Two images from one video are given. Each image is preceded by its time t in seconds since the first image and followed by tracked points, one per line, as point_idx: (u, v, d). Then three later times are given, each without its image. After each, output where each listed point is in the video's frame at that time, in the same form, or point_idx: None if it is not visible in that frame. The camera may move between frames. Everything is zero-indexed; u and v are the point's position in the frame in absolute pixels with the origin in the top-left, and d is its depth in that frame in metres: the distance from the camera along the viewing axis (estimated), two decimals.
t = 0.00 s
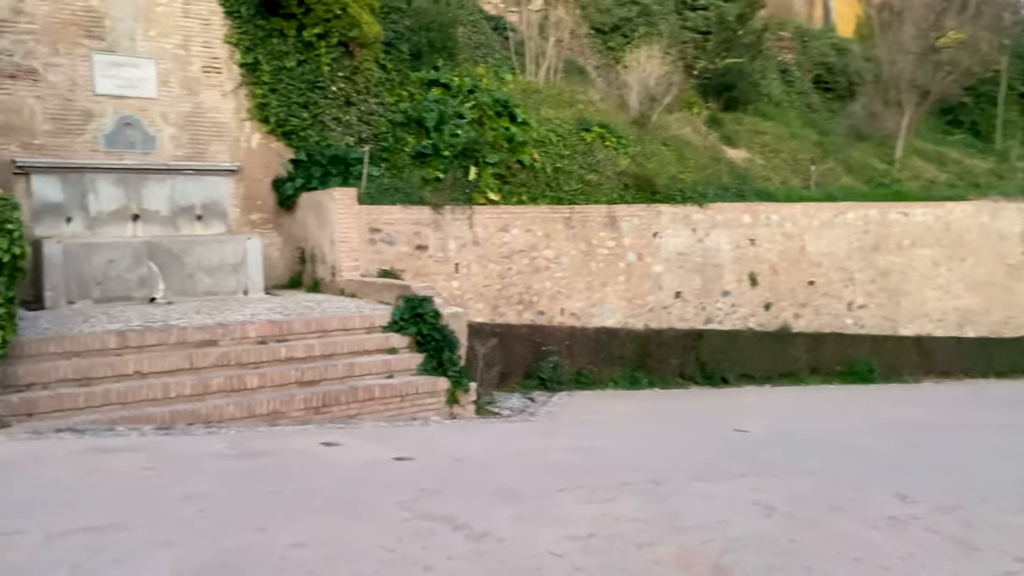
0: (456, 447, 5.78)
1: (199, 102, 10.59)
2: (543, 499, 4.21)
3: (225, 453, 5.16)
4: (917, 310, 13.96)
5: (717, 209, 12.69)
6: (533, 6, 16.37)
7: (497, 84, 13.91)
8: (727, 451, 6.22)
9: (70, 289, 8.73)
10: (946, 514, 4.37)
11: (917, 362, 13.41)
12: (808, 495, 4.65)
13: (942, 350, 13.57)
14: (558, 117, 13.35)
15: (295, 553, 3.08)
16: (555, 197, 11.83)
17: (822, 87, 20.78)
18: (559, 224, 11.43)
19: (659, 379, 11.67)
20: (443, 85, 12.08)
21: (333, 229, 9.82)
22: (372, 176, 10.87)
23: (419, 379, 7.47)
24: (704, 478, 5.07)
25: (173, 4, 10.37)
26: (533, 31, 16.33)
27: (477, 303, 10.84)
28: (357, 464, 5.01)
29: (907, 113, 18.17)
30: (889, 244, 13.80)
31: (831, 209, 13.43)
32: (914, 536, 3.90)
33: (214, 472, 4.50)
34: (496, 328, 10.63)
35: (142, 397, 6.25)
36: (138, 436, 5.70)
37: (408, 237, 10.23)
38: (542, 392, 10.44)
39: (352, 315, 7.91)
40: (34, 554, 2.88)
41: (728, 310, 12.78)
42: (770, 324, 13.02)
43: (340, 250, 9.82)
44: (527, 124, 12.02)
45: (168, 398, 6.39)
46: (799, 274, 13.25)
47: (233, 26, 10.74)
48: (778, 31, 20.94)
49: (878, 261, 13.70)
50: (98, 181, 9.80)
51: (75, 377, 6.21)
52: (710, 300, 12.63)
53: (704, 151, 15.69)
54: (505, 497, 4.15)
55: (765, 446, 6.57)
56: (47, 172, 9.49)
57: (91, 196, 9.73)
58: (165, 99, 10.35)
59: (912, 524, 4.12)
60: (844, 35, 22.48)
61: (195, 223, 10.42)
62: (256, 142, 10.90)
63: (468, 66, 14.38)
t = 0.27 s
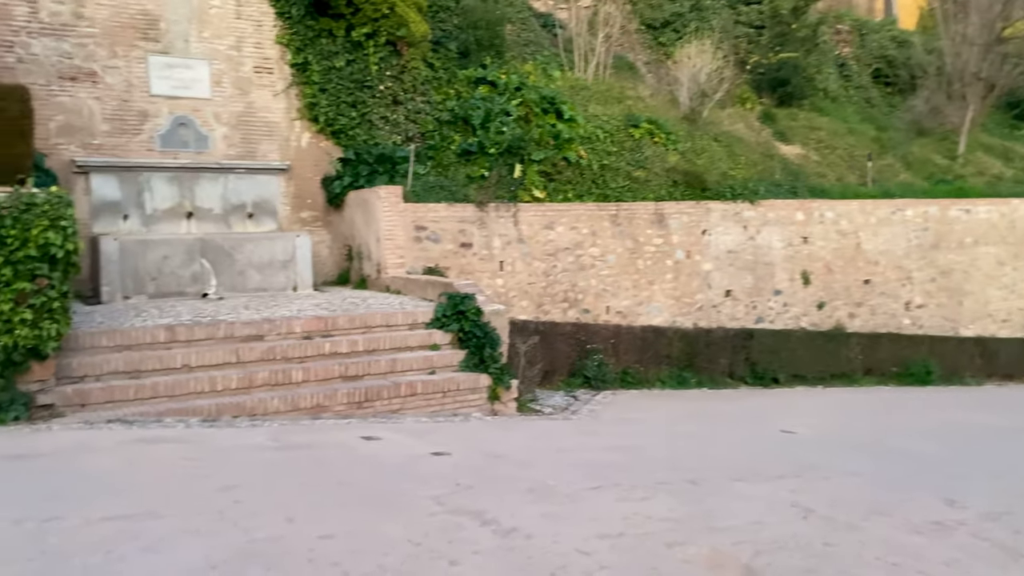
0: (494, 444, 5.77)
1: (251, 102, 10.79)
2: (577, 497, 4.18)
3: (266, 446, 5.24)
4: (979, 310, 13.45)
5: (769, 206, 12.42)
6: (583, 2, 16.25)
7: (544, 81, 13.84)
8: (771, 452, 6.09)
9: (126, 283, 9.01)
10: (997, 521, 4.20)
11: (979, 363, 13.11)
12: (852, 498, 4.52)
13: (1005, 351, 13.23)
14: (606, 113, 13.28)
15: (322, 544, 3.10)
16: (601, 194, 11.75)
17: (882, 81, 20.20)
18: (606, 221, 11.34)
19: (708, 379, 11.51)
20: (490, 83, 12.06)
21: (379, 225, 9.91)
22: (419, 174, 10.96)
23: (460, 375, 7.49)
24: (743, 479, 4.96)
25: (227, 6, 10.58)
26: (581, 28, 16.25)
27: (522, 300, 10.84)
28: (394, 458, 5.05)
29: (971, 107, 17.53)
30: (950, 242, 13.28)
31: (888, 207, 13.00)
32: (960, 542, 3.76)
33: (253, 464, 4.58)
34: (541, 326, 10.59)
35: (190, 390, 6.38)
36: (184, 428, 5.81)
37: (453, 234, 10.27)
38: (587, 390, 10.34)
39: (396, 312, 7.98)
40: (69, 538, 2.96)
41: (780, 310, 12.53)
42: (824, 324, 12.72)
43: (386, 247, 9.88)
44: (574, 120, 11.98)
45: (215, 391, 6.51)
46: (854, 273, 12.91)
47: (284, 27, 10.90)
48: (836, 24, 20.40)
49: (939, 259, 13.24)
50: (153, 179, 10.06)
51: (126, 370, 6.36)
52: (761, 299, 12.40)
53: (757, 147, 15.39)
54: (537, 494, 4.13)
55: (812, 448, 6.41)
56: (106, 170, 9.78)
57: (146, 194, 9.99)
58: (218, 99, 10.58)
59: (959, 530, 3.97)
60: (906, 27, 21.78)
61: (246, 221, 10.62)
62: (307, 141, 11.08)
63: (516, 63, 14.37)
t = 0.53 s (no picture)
0: (530, 443, 5.78)
1: (301, 106, 11.01)
2: (607, 495, 4.17)
3: (306, 441, 5.35)
4: None
5: (822, 207, 12.17)
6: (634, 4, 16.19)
7: (592, 83, 13.78)
8: (813, 456, 5.97)
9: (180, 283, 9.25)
10: None
11: None
12: (893, 503, 4.40)
13: None
14: (654, 114, 13.21)
15: (348, 535, 3.16)
16: (648, 195, 11.66)
17: (944, 79, 19.61)
18: (652, 222, 11.27)
19: (757, 383, 11.32)
20: (536, 85, 12.12)
21: (423, 227, 10.04)
22: (464, 176, 11.02)
23: (500, 375, 7.53)
24: (781, 482, 4.87)
25: (279, 13, 10.85)
26: (630, 30, 16.12)
27: (566, 301, 10.82)
28: (429, 455, 5.10)
29: None
30: (1013, 244, 12.82)
31: (948, 207, 12.66)
32: (1001, 549, 3.65)
33: (290, 458, 4.67)
34: (586, 327, 10.51)
35: (236, 386, 6.55)
36: (228, 422, 5.96)
37: (496, 235, 10.32)
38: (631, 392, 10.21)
39: (438, 311, 8.07)
40: (105, 523, 3.07)
41: (832, 313, 12.26)
42: (878, 328, 12.41)
43: (430, 247, 10.02)
44: (621, 122, 12.02)
45: (261, 387, 6.66)
46: (911, 275, 12.56)
47: (334, 33, 11.11)
48: (895, 22, 19.85)
49: (1002, 262, 12.78)
50: (207, 182, 10.30)
51: (175, 366, 6.56)
52: (813, 302, 12.16)
53: (810, 147, 15.08)
54: (567, 493, 4.13)
55: (858, 453, 6.26)
56: (162, 173, 10.08)
57: (201, 197, 10.24)
58: (270, 104, 10.83)
59: (1002, 537, 3.84)
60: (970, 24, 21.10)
61: (297, 223, 10.78)
62: (355, 144, 11.26)
63: (564, 66, 14.35)
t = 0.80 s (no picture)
0: (565, 445, 5.74)
1: (346, 109, 11.14)
2: (636, 499, 4.11)
3: (341, 439, 5.39)
4: None
5: (873, 207, 11.86)
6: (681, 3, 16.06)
7: (637, 82, 13.66)
8: (856, 463, 5.82)
9: (227, 283, 9.41)
10: None
11: None
12: (935, 513, 4.26)
13: None
14: (700, 113, 13.07)
15: (369, 533, 3.17)
16: (692, 196, 11.50)
17: (1005, 75, 18.98)
18: (696, 223, 11.10)
19: (804, 387, 11.10)
20: (580, 86, 12.11)
21: (464, 229, 10.08)
22: (506, 176, 11.02)
23: (538, 376, 7.52)
24: (820, 488, 4.75)
25: (324, 17, 11.02)
26: (676, 28, 15.95)
27: (607, 303, 10.73)
28: (461, 455, 5.10)
29: None
30: None
31: (1007, 208, 12.26)
32: None
33: (322, 456, 4.71)
34: (626, 330, 10.45)
35: (276, 385, 6.63)
36: (268, 420, 6.05)
37: (537, 236, 10.29)
38: (674, 395, 10.05)
39: (476, 312, 8.10)
40: (134, 517, 3.12)
41: (883, 316, 11.95)
42: (932, 332, 12.07)
43: (470, 248, 10.05)
44: (665, 121, 11.95)
45: (301, 386, 6.75)
46: (967, 278, 12.20)
47: (377, 36, 11.22)
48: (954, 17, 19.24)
49: None
50: (254, 184, 10.50)
51: (218, 364, 6.69)
52: (863, 305, 11.87)
53: (862, 146, 14.73)
54: (595, 496, 4.09)
55: (904, 460, 6.07)
56: (211, 176, 10.31)
57: (248, 199, 10.45)
58: (315, 107, 10.99)
59: None
60: None
61: (341, 224, 10.93)
62: (398, 146, 11.36)
63: (609, 65, 14.26)
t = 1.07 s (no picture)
0: (595, 445, 5.70)
1: (386, 109, 11.23)
2: (663, 500, 4.06)
3: (372, 436, 5.43)
4: None
5: (921, 205, 11.53)
6: None
7: (678, 80, 13.49)
8: (896, 467, 5.67)
9: (267, 281, 9.53)
10: None
11: None
12: (974, 519, 4.13)
13: None
14: (743, 110, 12.87)
15: (390, 529, 3.18)
16: (734, 194, 11.33)
17: None
18: (737, 222, 10.92)
19: (848, 389, 10.87)
20: (620, 83, 11.99)
21: (501, 227, 10.11)
22: (543, 175, 10.99)
23: (572, 376, 7.50)
24: (856, 492, 4.63)
25: (364, 18, 11.11)
26: (719, 25, 15.72)
27: (645, 303, 10.63)
28: (490, 453, 5.09)
29: None
30: None
31: None
32: None
33: (352, 452, 4.75)
34: (665, 329, 10.34)
35: (312, 381, 6.68)
36: (302, 416, 6.11)
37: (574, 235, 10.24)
38: (713, 397, 9.99)
39: (511, 311, 8.10)
40: (161, 509, 3.18)
41: (932, 317, 11.64)
42: (983, 334, 11.71)
43: (507, 248, 10.06)
44: (706, 119, 11.80)
45: (336, 382, 6.80)
46: (1021, 278, 11.82)
47: (417, 37, 11.28)
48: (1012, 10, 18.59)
49: None
50: (295, 184, 10.65)
51: (255, 360, 6.78)
52: (911, 305, 11.57)
53: (911, 144, 14.35)
54: (621, 496, 4.05)
55: (946, 465, 5.91)
56: (253, 176, 10.48)
57: (289, 198, 10.60)
58: (355, 107, 11.10)
59: None
60: None
61: (380, 224, 11.02)
62: (436, 146, 11.41)
63: (650, 63, 14.12)
